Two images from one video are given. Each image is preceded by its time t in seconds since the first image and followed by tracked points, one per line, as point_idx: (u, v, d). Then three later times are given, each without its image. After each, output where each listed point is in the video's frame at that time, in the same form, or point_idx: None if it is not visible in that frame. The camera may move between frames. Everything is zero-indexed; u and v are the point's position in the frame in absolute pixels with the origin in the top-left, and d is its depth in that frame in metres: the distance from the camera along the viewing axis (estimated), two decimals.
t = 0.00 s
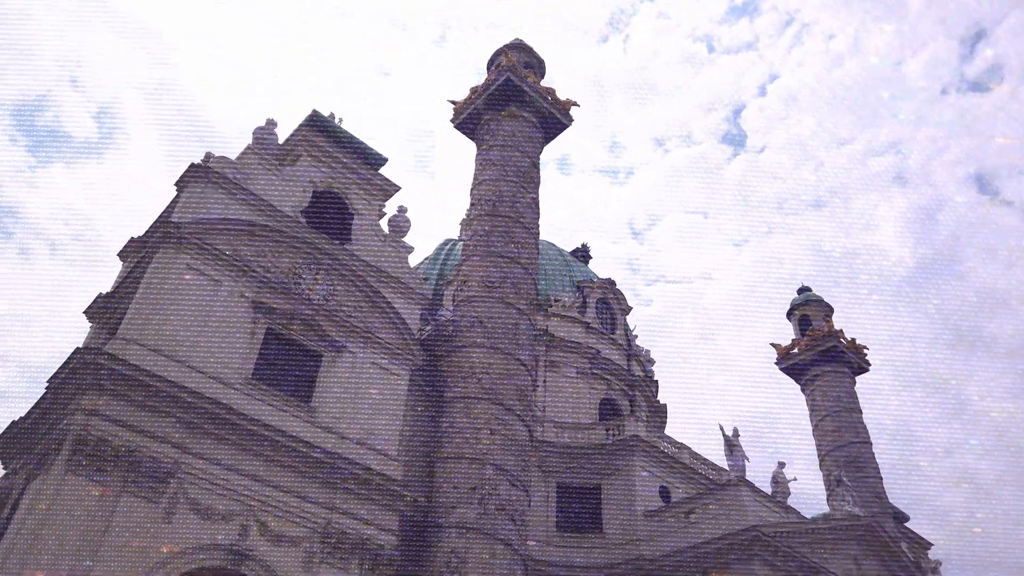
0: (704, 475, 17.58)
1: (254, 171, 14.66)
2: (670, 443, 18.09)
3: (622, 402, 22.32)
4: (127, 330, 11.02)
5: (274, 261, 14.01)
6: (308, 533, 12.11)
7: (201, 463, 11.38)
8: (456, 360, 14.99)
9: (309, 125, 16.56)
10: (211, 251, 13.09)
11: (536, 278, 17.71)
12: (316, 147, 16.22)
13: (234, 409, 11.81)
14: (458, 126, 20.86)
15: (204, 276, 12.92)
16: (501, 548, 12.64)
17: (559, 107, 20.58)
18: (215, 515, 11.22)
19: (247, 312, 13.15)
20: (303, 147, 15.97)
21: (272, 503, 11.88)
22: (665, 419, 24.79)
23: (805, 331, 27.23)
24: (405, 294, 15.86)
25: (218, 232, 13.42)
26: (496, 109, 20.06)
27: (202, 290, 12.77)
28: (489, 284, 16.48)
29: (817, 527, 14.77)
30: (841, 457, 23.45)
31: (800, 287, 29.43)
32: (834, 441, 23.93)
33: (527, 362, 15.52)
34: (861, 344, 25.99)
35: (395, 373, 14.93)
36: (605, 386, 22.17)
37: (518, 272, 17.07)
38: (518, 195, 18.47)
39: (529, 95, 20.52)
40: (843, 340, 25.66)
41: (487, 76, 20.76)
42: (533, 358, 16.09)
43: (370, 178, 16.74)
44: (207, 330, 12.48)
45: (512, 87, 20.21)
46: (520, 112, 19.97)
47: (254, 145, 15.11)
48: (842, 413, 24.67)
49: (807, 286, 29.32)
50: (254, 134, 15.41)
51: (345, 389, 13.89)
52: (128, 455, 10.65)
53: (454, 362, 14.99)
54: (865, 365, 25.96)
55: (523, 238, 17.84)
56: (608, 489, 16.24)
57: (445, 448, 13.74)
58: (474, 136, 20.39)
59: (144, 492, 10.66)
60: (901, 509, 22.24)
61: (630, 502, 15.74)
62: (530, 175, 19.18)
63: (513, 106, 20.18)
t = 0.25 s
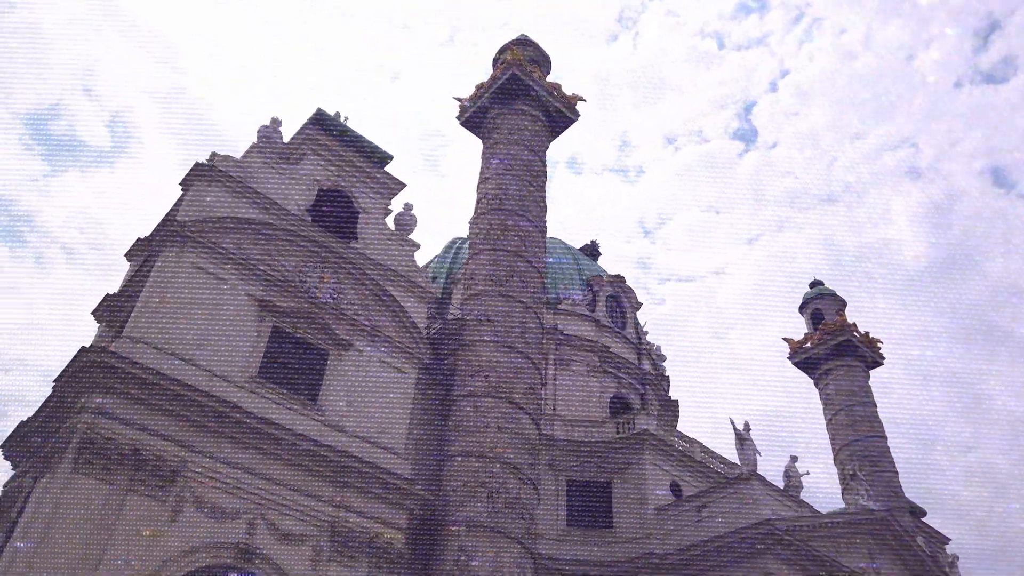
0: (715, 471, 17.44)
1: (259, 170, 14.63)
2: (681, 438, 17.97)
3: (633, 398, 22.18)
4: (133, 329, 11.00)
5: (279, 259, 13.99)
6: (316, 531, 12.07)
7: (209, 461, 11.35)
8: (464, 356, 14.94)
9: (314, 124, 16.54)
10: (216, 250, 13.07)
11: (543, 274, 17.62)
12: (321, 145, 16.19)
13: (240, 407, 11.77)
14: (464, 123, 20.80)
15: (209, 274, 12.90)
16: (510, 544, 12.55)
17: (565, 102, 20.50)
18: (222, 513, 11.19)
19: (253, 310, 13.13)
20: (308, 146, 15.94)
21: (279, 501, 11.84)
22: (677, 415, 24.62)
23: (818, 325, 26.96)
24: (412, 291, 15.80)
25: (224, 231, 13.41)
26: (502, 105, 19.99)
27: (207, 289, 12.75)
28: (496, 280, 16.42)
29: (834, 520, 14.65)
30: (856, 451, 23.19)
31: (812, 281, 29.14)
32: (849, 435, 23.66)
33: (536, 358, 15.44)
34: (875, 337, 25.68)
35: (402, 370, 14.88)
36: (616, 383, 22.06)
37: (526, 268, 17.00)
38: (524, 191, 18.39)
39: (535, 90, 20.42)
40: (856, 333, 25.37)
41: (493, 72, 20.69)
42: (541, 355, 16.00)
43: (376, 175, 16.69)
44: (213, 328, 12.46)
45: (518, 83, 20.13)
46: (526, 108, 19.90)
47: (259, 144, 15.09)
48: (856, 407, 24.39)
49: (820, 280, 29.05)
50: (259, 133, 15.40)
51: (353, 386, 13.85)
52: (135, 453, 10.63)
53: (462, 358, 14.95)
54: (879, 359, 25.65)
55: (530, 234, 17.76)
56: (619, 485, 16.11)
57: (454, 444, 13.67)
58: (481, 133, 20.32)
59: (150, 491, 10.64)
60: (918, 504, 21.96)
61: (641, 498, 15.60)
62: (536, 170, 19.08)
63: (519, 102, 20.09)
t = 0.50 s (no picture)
0: (725, 467, 17.27)
1: (261, 169, 14.59)
2: (690, 435, 17.81)
3: (642, 395, 22.04)
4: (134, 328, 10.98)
5: (283, 258, 13.94)
6: (321, 529, 12.01)
7: (212, 461, 11.30)
8: (469, 353, 14.86)
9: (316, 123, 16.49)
10: (218, 249, 13.03)
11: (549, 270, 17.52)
12: (324, 144, 16.14)
13: (243, 406, 11.72)
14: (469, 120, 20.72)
15: (212, 274, 12.87)
16: (517, 542, 12.45)
17: (570, 98, 20.38)
18: (226, 513, 11.13)
19: (256, 309, 13.09)
20: (310, 145, 15.89)
21: (284, 500, 11.77)
22: (687, 412, 24.44)
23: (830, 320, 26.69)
24: (416, 289, 15.72)
25: (226, 230, 13.37)
26: (506, 101, 19.90)
27: (210, 288, 12.72)
28: (501, 277, 16.33)
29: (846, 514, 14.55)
30: (869, 447, 22.94)
31: (823, 276, 28.85)
32: (861, 431, 23.42)
33: (542, 355, 15.33)
34: (888, 332, 25.38)
35: (407, 368, 14.80)
36: (624, 380, 21.92)
37: (531, 265, 16.89)
38: (529, 188, 18.29)
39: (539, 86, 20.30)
40: (868, 328, 25.07)
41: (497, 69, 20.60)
42: (548, 352, 15.89)
43: (379, 173, 16.63)
44: (216, 328, 12.42)
45: (522, 79, 20.02)
46: (531, 104, 19.80)
47: (261, 143, 15.05)
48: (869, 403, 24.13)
49: (831, 275, 28.75)
50: (262, 133, 15.37)
51: (357, 385, 13.79)
52: (138, 453, 10.60)
53: (467, 355, 14.86)
54: (892, 354, 25.35)
55: (536, 230, 17.66)
56: (627, 482, 15.98)
57: (459, 442, 13.59)
58: (485, 130, 20.23)
59: (154, 490, 10.60)
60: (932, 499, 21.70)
61: (650, 494, 15.46)
62: (541, 166, 18.97)
63: (524, 98, 19.98)
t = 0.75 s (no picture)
0: (733, 463, 17.14)
1: (263, 168, 14.56)
2: (697, 431, 17.69)
3: (649, 392, 21.93)
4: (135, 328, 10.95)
5: (284, 257, 13.92)
6: (324, 528, 11.95)
7: (215, 460, 11.27)
8: (473, 351, 14.80)
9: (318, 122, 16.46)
10: (220, 249, 13.01)
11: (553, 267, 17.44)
12: (325, 143, 16.11)
13: (246, 405, 11.69)
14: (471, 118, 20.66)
15: (213, 273, 12.85)
16: (522, 540, 12.36)
17: (573, 95, 20.30)
18: (229, 512, 11.10)
19: (258, 308, 13.06)
20: (312, 144, 15.87)
21: (287, 499, 11.73)
22: (695, 409, 24.30)
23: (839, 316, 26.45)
24: (420, 287, 15.66)
25: (228, 229, 13.35)
26: (509, 99, 19.83)
27: (211, 288, 12.70)
28: (505, 274, 16.26)
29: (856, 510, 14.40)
30: (880, 443, 22.73)
31: (831, 271, 28.62)
32: (871, 427, 23.21)
33: (546, 352, 15.25)
34: (898, 327, 25.14)
35: (411, 366, 14.75)
36: (631, 377, 21.82)
37: (535, 262, 16.82)
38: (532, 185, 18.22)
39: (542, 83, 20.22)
40: (878, 323, 24.83)
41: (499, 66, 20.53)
42: (552, 349, 15.81)
43: (382, 172, 16.59)
44: (217, 327, 12.40)
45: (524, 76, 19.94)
46: (533, 101, 19.73)
47: (262, 143, 15.04)
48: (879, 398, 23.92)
49: (839, 270, 28.52)
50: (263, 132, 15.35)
51: (360, 383, 13.74)
52: (140, 452, 10.57)
53: (471, 353, 14.80)
54: (902, 349, 25.11)
55: (539, 227, 17.58)
56: (634, 479, 15.87)
57: (463, 440, 13.52)
58: (488, 128, 20.17)
59: (156, 490, 10.58)
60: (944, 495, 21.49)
61: (656, 491, 15.35)
62: (544, 163, 18.89)
63: (526, 95, 19.90)
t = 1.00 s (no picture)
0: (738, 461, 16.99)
1: (262, 168, 14.51)
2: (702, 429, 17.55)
3: (654, 390, 21.80)
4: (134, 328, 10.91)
5: (284, 256, 13.86)
6: (325, 528, 11.88)
7: (214, 460, 11.21)
8: (474, 349, 14.71)
9: (318, 121, 16.42)
10: (219, 249, 12.96)
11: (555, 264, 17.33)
12: (325, 143, 16.05)
13: (245, 405, 11.63)
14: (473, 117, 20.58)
15: (212, 273, 12.80)
16: (524, 539, 12.26)
17: (575, 92, 20.19)
18: (229, 513, 11.03)
19: (258, 308, 13.01)
20: (311, 144, 15.82)
21: (288, 499, 11.67)
22: (701, 407, 24.14)
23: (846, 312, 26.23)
24: (421, 286, 15.58)
25: (227, 229, 13.30)
26: (510, 97, 19.74)
27: (210, 288, 12.64)
28: (506, 272, 16.17)
29: (863, 506, 14.22)
30: (889, 439, 22.51)
31: (838, 267, 28.39)
32: (880, 423, 22.99)
33: (548, 350, 15.15)
34: (906, 323, 24.89)
35: (412, 365, 14.67)
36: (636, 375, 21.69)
37: (537, 260, 16.72)
38: (534, 183, 18.12)
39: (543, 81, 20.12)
40: (886, 319, 24.59)
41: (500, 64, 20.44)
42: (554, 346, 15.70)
43: (382, 171, 16.52)
44: (217, 327, 12.34)
45: (526, 74, 19.84)
46: (534, 99, 19.62)
47: (261, 142, 14.99)
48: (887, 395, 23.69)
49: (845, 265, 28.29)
50: (263, 132, 15.30)
51: (361, 383, 13.67)
52: (139, 453, 10.52)
53: (472, 351, 14.72)
54: (911, 345, 24.86)
55: (541, 225, 17.47)
56: (639, 477, 15.75)
57: (465, 438, 13.43)
58: (489, 126, 20.08)
59: (155, 490, 10.53)
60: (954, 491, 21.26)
61: (661, 489, 15.22)
62: (546, 161, 18.78)
63: (527, 93, 19.81)
